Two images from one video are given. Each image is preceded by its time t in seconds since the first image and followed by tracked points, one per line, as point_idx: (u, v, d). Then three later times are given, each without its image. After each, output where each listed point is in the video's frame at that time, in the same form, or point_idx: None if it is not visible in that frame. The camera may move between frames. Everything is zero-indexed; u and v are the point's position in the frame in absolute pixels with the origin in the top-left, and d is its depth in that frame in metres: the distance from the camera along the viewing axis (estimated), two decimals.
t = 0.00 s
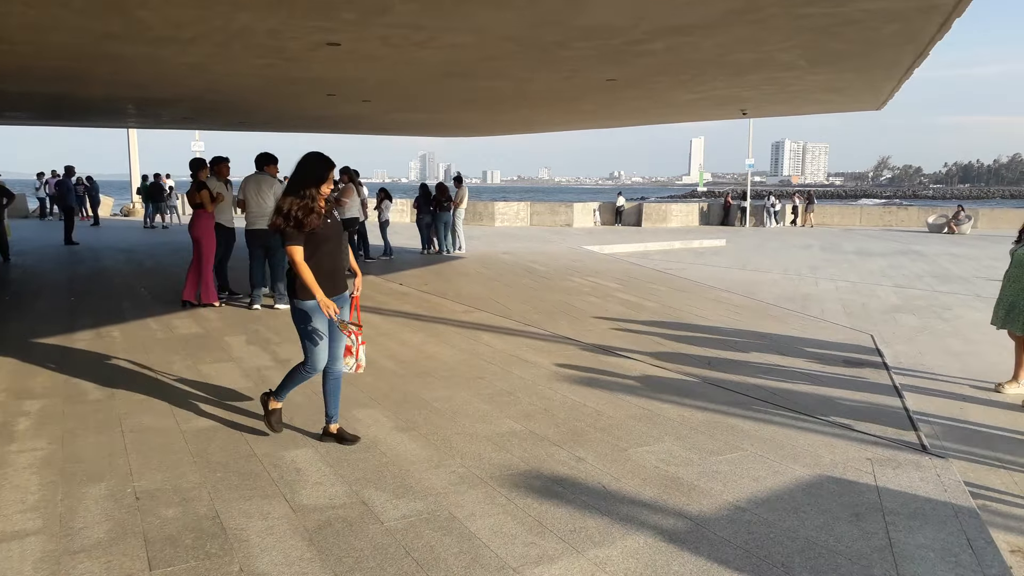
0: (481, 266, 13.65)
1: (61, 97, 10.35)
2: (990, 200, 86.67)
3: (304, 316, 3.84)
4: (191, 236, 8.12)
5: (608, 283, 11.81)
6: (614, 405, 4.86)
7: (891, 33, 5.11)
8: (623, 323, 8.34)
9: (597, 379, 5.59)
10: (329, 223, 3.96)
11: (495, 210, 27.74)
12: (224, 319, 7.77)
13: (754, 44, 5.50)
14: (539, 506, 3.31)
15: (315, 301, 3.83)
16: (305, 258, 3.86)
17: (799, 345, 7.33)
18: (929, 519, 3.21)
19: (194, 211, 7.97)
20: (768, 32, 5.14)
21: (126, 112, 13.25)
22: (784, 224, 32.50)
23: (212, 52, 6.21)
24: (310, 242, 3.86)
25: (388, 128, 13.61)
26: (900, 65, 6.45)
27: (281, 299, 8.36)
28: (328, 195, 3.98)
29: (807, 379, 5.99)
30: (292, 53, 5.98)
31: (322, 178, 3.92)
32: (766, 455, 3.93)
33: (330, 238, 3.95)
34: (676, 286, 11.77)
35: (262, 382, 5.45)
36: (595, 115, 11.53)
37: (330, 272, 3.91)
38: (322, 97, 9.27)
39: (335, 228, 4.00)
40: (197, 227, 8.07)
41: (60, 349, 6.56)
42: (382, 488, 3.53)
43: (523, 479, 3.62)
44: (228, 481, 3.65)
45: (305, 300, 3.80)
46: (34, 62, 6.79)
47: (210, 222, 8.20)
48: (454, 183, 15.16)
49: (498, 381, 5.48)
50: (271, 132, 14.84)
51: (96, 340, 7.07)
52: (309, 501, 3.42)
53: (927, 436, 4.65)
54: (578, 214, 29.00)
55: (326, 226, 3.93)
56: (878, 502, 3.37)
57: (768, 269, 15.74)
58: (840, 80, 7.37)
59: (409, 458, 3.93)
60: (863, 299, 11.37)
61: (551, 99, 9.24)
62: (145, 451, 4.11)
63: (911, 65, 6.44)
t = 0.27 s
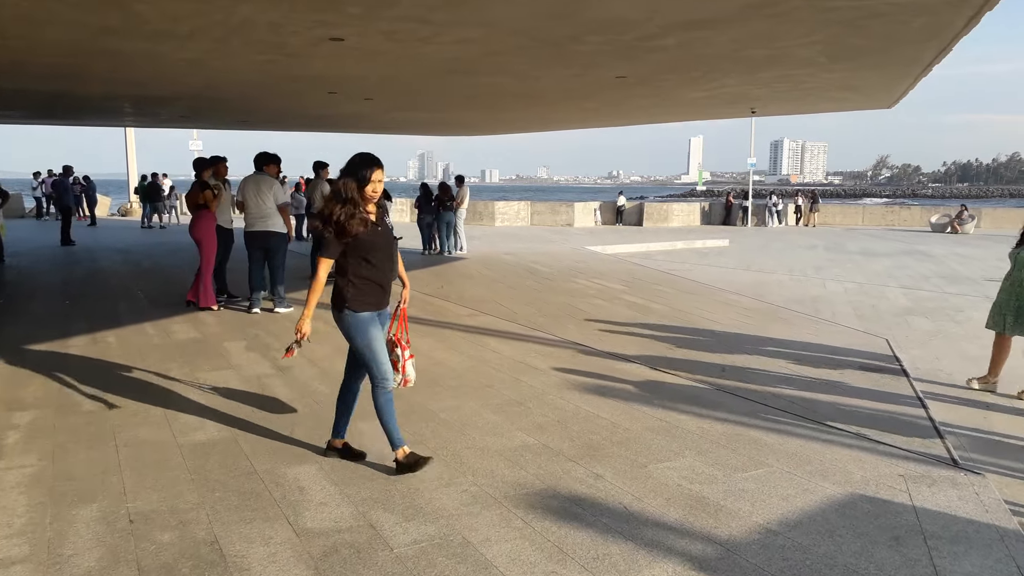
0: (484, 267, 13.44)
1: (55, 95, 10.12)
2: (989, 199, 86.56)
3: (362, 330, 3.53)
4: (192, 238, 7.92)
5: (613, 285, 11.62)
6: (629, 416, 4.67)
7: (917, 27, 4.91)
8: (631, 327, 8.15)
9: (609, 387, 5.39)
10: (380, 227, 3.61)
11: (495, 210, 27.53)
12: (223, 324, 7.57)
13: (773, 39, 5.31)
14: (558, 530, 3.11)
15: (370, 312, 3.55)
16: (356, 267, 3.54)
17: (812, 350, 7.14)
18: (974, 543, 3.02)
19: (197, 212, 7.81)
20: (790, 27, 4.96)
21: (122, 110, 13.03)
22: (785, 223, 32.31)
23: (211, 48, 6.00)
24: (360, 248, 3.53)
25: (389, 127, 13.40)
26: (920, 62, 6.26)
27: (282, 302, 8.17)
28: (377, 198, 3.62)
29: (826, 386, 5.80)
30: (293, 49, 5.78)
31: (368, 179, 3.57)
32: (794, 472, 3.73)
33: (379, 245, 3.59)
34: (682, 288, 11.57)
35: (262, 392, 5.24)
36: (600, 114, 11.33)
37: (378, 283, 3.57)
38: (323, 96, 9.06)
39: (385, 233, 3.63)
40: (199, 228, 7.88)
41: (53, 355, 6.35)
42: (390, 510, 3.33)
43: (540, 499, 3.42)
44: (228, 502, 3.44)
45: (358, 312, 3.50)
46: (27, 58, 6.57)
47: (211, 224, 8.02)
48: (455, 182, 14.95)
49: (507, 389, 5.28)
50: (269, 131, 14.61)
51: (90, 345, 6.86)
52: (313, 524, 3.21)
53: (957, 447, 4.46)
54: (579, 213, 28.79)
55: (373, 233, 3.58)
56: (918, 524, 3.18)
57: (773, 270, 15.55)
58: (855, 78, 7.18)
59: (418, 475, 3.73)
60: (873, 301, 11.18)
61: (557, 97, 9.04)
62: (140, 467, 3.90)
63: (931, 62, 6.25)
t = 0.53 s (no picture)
0: (481, 270, 13.26)
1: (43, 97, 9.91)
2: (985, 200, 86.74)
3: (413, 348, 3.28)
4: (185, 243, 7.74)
5: (611, 289, 11.45)
6: (633, 428, 4.49)
7: (929, 24, 4.75)
8: (632, 332, 7.97)
9: (612, 397, 5.22)
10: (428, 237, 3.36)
11: (492, 211, 27.35)
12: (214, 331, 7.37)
13: (780, 37, 5.14)
14: (561, 556, 2.93)
15: (423, 330, 3.29)
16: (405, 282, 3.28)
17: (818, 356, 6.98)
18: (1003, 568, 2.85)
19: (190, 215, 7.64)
20: (800, 24, 4.78)
21: (113, 112, 12.81)
22: (783, 224, 32.21)
23: (199, 48, 5.81)
24: (410, 262, 3.27)
25: (384, 128, 13.21)
26: (929, 60, 6.10)
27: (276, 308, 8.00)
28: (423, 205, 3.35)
29: (834, 395, 5.63)
30: (284, 48, 5.59)
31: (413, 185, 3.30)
32: (809, 489, 3.56)
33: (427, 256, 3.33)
34: (682, 291, 11.41)
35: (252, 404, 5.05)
36: (598, 115, 11.17)
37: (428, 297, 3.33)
38: (317, 96, 8.87)
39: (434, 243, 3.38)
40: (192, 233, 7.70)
41: (37, 365, 6.14)
42: (385, 533, 3.14)
43: (542, 520, 3.24)
44: (212, 526, 3.25)
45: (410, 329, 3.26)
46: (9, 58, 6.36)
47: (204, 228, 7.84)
48: (452, 184, 14.77)
49: (506, 399, 5.10)
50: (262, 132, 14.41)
51: (76, 354, 6.65)
52: (303, 549, 3.03)
53: (968, 457, 4.30)
54: (576, 215, 28.64)
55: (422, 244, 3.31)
56: (943, 547, 3.00)
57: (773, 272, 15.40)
58: (861, 77, 7.02)
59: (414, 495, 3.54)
60: (875, 303, 11.03)
61: (556, 98, 8.87)
62: (121, 487, 3.71)
63: (940, 60, 6.09)
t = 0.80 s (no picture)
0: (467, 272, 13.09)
1: (16, 94, 9.61)
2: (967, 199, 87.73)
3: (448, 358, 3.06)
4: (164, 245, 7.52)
5: (600, 290, 11.32)
6: (622, 436, 4.35)
7: (925, 19, 4.64)
8: (620, 335, 7.84)
9: (601, 403, 5.07)
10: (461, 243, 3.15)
11: (479, 212, 27.18)
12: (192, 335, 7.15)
13: (773, 32, 5.02)
14: None
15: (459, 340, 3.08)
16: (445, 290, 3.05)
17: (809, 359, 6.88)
18: None
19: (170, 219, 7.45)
20: (794, 19, 4.66)
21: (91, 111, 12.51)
22: (770, 224, 32.31)
23: (174, 43, 5.60)
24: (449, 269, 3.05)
25: (369, 128, 13.01)
26: (921, 57, 6.01)
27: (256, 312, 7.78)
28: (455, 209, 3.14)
29: (827, 399, 5.52)
30: (262, 43, 5.39)
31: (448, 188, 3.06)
32: (804, 501, 3.43)
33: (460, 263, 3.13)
34: (671, 292, 11.31)
35: (228, 413, 4.85)
36: (586, 114, 11.04)
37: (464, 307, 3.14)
38: (299, 95, 8.66)
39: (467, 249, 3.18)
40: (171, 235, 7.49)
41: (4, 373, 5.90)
42: (361, 553, 2.97)
43: (526, 537, 3.08)
44: (178, 546, 3.07)
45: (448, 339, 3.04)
46: None
47: (184, 231, 7.63)
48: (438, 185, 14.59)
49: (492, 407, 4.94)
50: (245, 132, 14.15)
51: (47, 361, 6.41)
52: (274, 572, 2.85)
53: (968, 462, 4.19)
54: (564, 215, 28.53)
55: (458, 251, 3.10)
56: (944, 562, 2.88)
57: (761, 272, 15.36)
58: (853, 75, 6.93)
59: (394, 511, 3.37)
60: (864, 304, 10.97)
61: (543, 97, 8.73)
62: (84, 504, 3.51)
63: (933, 57, 6.00)
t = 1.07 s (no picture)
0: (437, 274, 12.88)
1: None
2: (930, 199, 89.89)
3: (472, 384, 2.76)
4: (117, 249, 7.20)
5: (570, 292, 11.20)
6: (589, 448, 4.21)
7: (893, 22, 4.59)
8: (590, 340, 7.72)
9: (568, 413, 4.93)
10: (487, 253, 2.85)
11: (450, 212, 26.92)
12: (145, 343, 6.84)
13: (742, 33, 4.93)
14: None
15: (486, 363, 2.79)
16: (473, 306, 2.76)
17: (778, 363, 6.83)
18: None
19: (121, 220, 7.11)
20: (764, 19, 4.56)
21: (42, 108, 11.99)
22: (740, 224, 32.61)
23: (120, 37, 5.31)
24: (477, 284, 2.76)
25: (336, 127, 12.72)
26: (889, 59, 5.98)
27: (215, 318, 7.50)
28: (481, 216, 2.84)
29: (798, 405, 5.45)
30: (213, 38, 5.14)
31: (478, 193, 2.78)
32: (774, 516, 3.33)
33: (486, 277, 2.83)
34: (642, 294, 11.24)
35: (176, 428, 4.60)
36: (556, 115, 10.91)
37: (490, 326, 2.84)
38: (259, 93, 8.37)
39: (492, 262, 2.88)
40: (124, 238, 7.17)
41: None
42: None
43: (485, 564, 2.91)
44: None
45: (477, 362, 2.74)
46: None
47: (138, 233, 7.32)
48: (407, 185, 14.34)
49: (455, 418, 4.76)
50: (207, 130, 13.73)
51: None
52: None
53: (937, 473, 4.14)
54: (536, 215, 28.41)
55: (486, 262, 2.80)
56: None
57: (731, 273, 15.41)
58: (821, 77, 6.90)
59: (347, 536, 3.17)
60: (833, 305, 11.03)
61: (511, 96, 8.57)
62: (10, 534, 3.24)
63: (900, 59, 5.98)
